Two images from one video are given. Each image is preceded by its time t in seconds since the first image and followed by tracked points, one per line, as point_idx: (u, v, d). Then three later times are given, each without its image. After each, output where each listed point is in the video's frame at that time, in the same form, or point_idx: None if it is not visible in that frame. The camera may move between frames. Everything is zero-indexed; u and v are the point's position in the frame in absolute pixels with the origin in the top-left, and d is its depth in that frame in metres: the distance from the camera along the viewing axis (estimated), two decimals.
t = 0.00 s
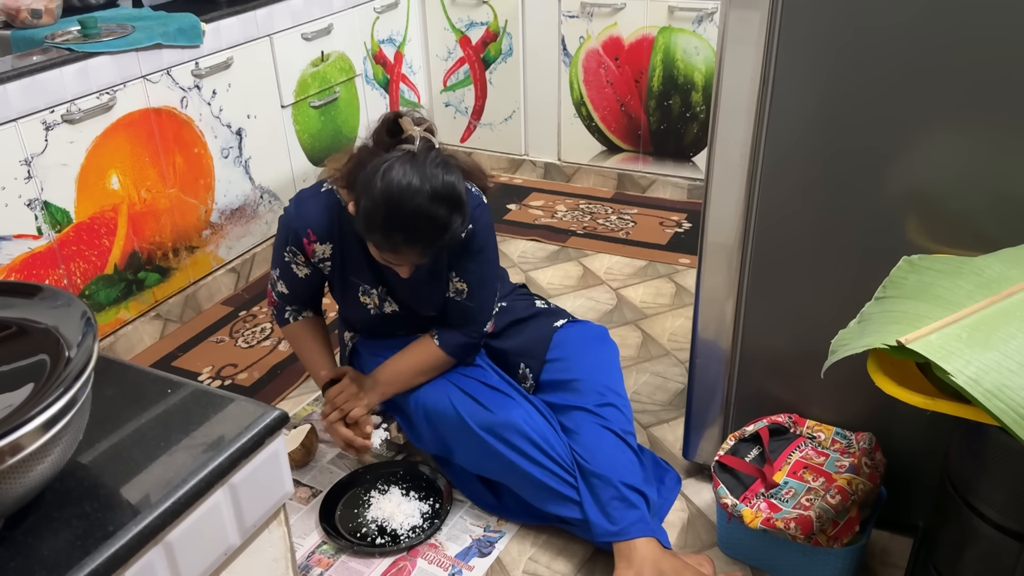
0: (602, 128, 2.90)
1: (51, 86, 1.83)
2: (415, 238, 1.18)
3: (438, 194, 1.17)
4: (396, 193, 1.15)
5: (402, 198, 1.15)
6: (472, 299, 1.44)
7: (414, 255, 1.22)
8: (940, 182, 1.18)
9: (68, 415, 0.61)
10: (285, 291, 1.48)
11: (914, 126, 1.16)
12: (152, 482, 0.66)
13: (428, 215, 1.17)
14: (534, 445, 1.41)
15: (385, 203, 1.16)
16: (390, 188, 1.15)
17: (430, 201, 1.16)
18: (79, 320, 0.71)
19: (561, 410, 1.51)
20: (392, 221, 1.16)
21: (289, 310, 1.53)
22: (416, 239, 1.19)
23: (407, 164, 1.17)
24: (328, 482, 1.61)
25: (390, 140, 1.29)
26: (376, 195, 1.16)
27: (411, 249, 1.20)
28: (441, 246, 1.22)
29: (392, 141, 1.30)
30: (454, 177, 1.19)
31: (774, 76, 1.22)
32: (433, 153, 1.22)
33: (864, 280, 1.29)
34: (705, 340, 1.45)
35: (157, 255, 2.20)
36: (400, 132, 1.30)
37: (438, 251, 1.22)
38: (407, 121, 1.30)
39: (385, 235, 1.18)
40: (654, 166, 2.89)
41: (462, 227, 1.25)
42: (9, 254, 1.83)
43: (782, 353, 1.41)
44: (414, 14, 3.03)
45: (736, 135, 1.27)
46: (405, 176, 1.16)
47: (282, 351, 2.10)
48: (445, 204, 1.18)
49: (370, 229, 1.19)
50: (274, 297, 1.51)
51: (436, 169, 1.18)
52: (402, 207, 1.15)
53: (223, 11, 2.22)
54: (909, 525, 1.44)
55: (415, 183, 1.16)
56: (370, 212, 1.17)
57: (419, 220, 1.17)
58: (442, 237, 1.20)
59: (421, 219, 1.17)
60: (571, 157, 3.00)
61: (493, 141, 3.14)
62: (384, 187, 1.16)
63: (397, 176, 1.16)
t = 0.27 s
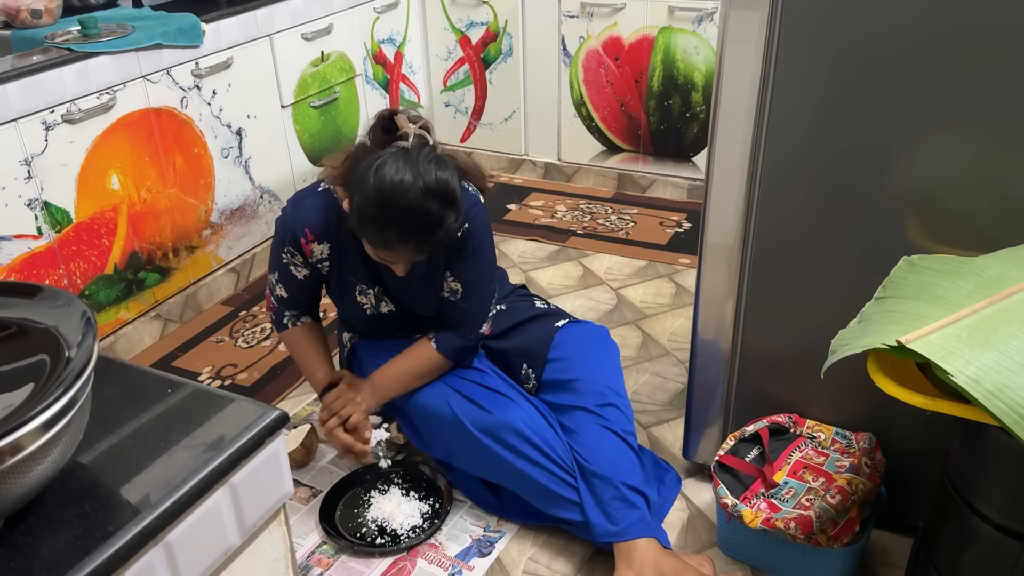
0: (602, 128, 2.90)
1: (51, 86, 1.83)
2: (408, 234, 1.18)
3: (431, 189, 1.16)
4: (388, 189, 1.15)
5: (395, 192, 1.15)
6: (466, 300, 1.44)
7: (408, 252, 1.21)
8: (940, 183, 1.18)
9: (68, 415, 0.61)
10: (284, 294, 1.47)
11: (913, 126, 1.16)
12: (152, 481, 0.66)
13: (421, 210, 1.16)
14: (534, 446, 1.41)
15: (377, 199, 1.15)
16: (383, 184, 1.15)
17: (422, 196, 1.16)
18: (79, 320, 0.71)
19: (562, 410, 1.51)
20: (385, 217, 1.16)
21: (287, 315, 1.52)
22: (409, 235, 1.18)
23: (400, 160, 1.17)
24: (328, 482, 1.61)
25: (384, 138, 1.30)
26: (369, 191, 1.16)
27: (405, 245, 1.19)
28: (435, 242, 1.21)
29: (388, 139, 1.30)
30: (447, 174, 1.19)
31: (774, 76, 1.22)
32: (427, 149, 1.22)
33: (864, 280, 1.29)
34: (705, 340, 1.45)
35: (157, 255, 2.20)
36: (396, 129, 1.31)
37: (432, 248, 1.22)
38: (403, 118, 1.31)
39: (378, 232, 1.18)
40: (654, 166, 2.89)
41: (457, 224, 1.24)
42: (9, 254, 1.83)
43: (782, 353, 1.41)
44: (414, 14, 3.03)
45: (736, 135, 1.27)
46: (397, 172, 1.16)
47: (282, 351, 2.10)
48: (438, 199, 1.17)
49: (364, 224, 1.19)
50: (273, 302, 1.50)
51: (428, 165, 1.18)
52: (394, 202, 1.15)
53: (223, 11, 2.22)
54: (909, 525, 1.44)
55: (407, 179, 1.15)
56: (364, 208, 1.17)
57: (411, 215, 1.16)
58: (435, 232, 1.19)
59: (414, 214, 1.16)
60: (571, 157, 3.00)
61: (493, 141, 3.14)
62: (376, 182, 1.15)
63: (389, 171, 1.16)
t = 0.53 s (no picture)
0: (602, 128, 2.90)
1: (51, 86, 1.83)
2: (405, 224, 1.17)
3: (428, 179, 1.16)
4: (385, 178, 1.15)
5: (391, 182, 1.15)
6: (459, 299, 1.42)
7: (404, 243, 1.21)
8: (939, 182, 1.18)
9: (68, 415, 0.61)
10: (287, 294, 1.47)
11: (913, 126, 1.16)
12: (152, 481, 0.66)
13: (417, 199, 1.16)
14: (535, 446, 1.41)
15: (374, 188, 1.15)
16: (380, 173, 1.15)
17: (419, 185, 1.16)
18: (79, 320, 0.71)
19: (563, 411, 1.51)
20: (381, 206, 1.16)
21: (291, 321, 1.52)
22: (405, 225, 1.18)
23: (397, 150, 1.17)
24: (328, 482, 1.61)
25: (385, 130, 1.30)
26: (366, 180, 1.16)
27: (401, 235, 1.19)
28: (432, 233, 1.21)
29: (388, 131, 1.31)
30: (444, 165, 1.19)
31: (774, 76, 1.22)
32: (425, 141, 1.22)
33: (864, 280, 1.29)
34: (705, 340, 1.45)
35: (157, 255, 2.20)
36: (395, 122, 1.31)
37: (429, 239, 1.21)
38: (403, 110, 1.31)
39: (375, 221, 1.18)
40: (654, 166, 2.89)
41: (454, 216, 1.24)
42: (9, 254, 1.83)
43: (782, 353, 1.41)
44: (414, 14, 3.03)
45: (736, 135, 1.27)
46: (395, 162, 1.16)
47: (282, 351, 2.10)
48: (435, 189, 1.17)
49: (360, 213, 1.19)
50: (278, 305, 1.50)
51: (426, 156, 1.18)
52: (390, 191, 1.15)
53: (223, 11, 2.22)
54: (909, 525, 1.44)
55: (404, 169, 1.16)
56: (361, 198, 1.17)
57: (407, 204, 1.16)
58: (431, 222, 1.19)
59: (410, 203, 1.16)
60: (571, 157, 3.00)
61: (493, 141, 3.14)
62: (374, 172, 1.16)
63: (387, 161, 1.16)
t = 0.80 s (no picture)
0: (602, 128, 2.90)
1: (51, 86, 1.83)
2: (407, 222, 1.18)
3: (431, 177, 1.16)
4: (388, 176, 1.15)
5: (394, 180, 1.15)
6: (457, 300, 1.43)
7: (406, 240, 1.21)
8: (940, 183, 1.18)
9: (68, 415, 0.61)
10: (291, 295, 1.47)
11: (913, 127, 1.16)
12: (152, 481, 0.66)
13: (421, 196, 1.16)
14: (535, 446, 1.41)
15: (377, 186, 1.15)
16: (383, 171, 1.15)
17: (422, 183, 1.16)
18: (79, 320, 0.71)
19: (564, 411, 1.51)
20: (384, 204, 1.16)
21: (295, 324, 1.52)
22: (408, 222, 1.18)
23: (400, 148, 1.17)
24: (328, 482, 1.61)
25: (387, 129, 1.30)
26: (369, 178, 1.16)
27: (403, 232, 1.19)
28: (434, 231, 1.21)
29: (390, 129, 1.30)
30: (447, 163, 1.19)
31: (774, 76, 1.22)
32: (428, 138, 1.21)
33: (864, 281, 1.29)
34: (705, 340, 1.45)
35: (157, 256, 2.20)
36: (398, 121, 1.31)
37: (431, 236, 1.22)
38: (405, 109, 1.30)
39: (377, 219, 1.18)
40: (654, 166, 2.89)
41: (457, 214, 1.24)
42: (9, 254, 1.83)
43: (782, 353, 1.41)
44: (414, 15, 3.03)
45: (736, 135, 1.27)
46: (397, 160, 1.16)
47: (282, 351, 2.10)
48: (438, 186, 1.17)
49: (362, 210, 1.19)
50: (283, 306, 1.50)
51: (429, 153, 1.18)
52: (394, 189, 1.15)
53: (223, 11, 2.22)
54: (909, 525, 1.44)
55: (407, 167, 1.15)
56: (363, 195, 1.17)
57: (410, 202, 1.16)
58: (434, 220, 1.19)
59: (413, 201, 1.16)
60: (571, 157, 3.00)
61: (493, 141, 3.14)
62: (377, 170, 1.15)
63: (389, 159, 1.16)
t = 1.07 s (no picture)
0: (602, 128, 2.90)
1: (51, 86, 1.83)
2: (404, 210, 1.18)
3: (426, 165, 1.16)
4: (383, 164, 1.15)
5: (390, 167, 1.15)
6: (464, 291, 1.43)
7: (404, 229, 1.21)
8: (939, 184, 1.18)
9: (68, 415, 0.61)
10: (291, 291, 1.47)
11: (913, 127, 1.16)
12: (152, 481, 0.66)
13: (416, 183, 1.16)
14: (531, 448, 1.41)
15: (373, 174, 1.15)
16: (378, 160, 1.15)
17: (417, 170, 1.16)
18: (79, 320, 0.71)
19: (559, 413, 1.51)
20: (380, 192, 1.16)
21: (290, 319, 1.52)
22: (405, 210, 1.18)
23: (394, 137, 1.17)
24: (328, 482, 1.61)
25: (383, 120, 1.30)
26: (364, 167, 1.16)
27: (400, 221, 1.19)
28: (431, 219, 1.21)
29: (385, 121, 1.30)
30: (442, 151, 1.19)
31: (774, 76, 1.22)
32: (421, 126, 1.21)
33: (864, 281, 1.29)
34: (705, 340, 1.45)
35: (157, 256, 2.20)
36: (394, 111, 1.31)
37: (428, 224, 1.21)
38: (399, 99, 1.30)
39: (374, 208, 1.18)
40: (654, 166, 2.89)
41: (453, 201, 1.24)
42: (9, 254, 1.83)
43: (782, 353, 1.41)
44: (414, 15, 3.03)
45: (736, 135, 1.27)
46: (392, 148, 1.16)
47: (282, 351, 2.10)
48: (433, 173, 1.17)
49: (360, 201, 1.18)
50: (283, 301, 1.51)
51: (423, 141, 1.18)
52: (389, 177, 1.15)
53: (223, 11, 2.22)
54: (909, 525, 1.44)
55: (402, 155, 1.15)
56: (359, 184, 1.17)
57: (407, 189, 1.16)
58: (430, 207, 1.19)
59: (409, 188, 1.16)
60: (571, 157, 3.00)
61: (493, 141, 3.14)
62: (372, 158, 1.16)
63: (384, 148, 1.16)
